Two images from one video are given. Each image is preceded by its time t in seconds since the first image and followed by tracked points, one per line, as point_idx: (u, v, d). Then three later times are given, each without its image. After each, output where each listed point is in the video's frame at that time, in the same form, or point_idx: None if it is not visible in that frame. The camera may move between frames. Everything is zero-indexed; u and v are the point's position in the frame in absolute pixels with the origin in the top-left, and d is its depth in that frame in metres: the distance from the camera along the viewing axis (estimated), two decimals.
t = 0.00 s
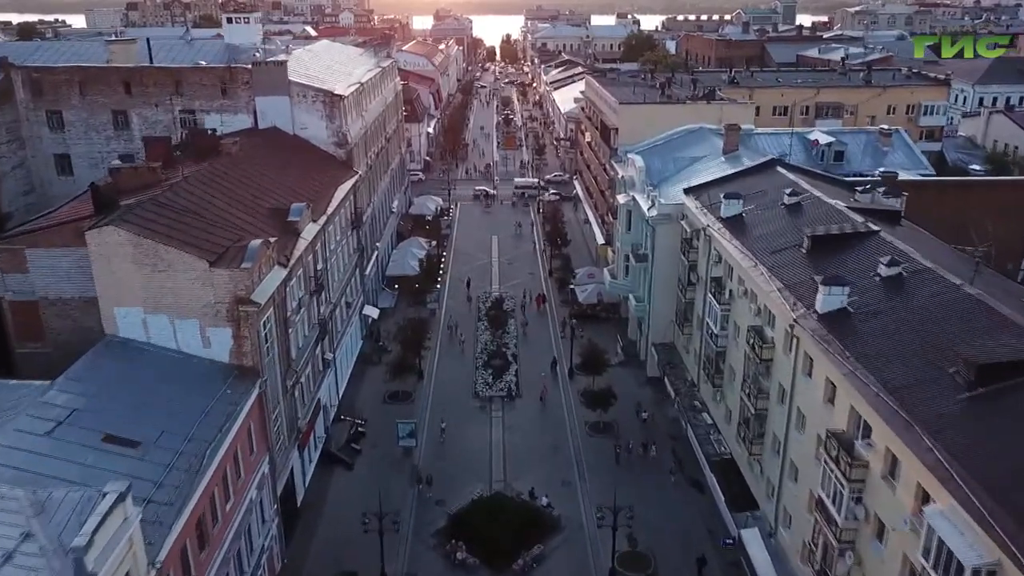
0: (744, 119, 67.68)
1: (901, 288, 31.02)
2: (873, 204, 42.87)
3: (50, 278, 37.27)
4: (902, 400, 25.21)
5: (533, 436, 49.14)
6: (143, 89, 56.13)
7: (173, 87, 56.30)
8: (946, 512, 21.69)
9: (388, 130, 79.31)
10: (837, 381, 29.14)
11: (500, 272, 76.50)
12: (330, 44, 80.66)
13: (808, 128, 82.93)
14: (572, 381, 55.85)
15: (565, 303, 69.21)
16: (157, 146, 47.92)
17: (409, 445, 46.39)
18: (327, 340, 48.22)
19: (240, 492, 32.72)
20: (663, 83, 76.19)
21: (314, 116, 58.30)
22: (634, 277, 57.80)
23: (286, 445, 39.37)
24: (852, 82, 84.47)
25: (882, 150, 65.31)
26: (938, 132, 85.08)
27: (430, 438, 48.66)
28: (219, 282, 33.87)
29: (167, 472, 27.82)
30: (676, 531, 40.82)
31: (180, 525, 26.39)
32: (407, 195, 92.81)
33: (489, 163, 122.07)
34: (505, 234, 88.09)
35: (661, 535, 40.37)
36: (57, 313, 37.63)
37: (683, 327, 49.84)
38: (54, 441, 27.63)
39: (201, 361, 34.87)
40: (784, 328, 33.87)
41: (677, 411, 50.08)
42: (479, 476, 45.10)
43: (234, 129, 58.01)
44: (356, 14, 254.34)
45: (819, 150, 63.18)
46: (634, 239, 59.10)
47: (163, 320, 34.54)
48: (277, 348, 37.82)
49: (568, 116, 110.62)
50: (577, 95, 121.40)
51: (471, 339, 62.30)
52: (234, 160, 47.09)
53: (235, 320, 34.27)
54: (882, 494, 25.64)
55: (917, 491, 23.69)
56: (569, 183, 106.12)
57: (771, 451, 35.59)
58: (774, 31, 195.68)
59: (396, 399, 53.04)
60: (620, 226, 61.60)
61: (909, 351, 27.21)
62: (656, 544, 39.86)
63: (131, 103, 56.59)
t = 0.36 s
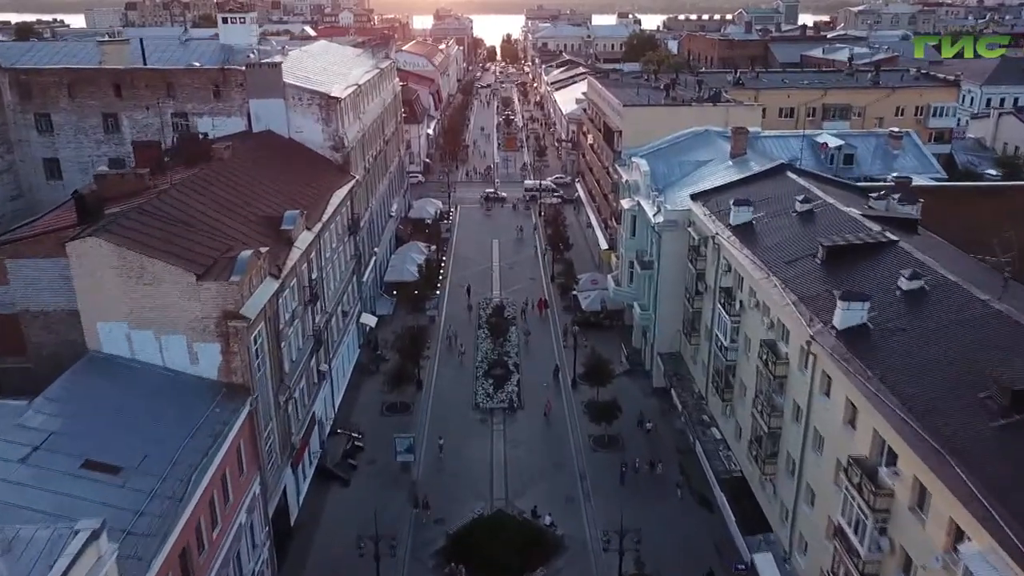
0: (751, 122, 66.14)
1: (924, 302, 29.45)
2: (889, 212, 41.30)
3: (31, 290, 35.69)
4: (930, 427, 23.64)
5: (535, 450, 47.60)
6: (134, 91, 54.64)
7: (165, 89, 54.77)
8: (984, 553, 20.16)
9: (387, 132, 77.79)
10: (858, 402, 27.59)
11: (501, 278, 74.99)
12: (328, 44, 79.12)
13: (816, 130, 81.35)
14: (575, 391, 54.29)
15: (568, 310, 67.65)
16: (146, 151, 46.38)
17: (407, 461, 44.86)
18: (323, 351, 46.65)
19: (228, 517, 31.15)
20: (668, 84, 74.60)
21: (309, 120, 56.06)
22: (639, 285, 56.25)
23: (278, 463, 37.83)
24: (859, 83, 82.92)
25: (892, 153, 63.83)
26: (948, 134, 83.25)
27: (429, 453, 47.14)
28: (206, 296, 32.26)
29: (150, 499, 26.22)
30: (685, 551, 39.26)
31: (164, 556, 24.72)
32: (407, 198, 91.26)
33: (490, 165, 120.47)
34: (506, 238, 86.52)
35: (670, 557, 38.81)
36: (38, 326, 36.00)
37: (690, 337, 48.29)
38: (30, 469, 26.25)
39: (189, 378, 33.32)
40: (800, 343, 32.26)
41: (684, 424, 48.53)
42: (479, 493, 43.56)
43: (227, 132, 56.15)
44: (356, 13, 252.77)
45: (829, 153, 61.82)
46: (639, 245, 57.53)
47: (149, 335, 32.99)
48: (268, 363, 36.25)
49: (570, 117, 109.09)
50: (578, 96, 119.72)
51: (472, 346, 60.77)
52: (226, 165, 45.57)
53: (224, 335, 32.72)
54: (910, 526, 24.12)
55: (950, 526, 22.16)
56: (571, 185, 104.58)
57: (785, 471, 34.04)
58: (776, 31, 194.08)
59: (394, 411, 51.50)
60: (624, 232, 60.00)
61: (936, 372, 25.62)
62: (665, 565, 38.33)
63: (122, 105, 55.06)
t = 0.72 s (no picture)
0: (758, 124, 64.49)
1: (950, 318, 27.77)
2: (906, 220, 39.61)
3: (10, 304, 34.04)
4: (964, 457, 21.99)
5: (538, 466, 45.98)
6: (124, 94, 53.05)
7: (156, 92, 53.16)
8: None
9: (385, 134, 76.21)
10: (882, 427, 25.98)
11: (502, 284, 73.35)
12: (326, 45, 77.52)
13: (823, 131, 79.67)
14: (578, 403, 52.64)
15: (570, 317, 65.98)
16: (135, 156, 44.80)
17: (404, 477, 43.22)
18: (317, 364, 45.01)
19: (214, 546, 29.52)
20: (672, 86, 72.96)
21: (305, 123, 54.40)
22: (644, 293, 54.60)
23: (270, 484, 36.21)
24: (867, 84, 81.19)
25: (903, 156, 62.16)
26: (958, 135, 81.00)
27: (427, 469, 45.53)
28: (192, 311, 30.63)
29: (127, 530, 24.59)
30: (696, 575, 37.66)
31: None
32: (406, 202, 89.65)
33: (491, 167, 118.74)
34: (507, 243, 84.88)
35: None
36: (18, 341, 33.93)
37: (698, 348, 46.65)
38: None
39: (174, 397, 31.69)
40: (817, 361, 30.62)
41: (692, 438, 46.88)
42: (480, 512, 41.97)
43: (218, 135, 54.10)
44: (355, 13, 251.26)
45: (837, 157, 60.16)
46: (644, 252, 55.87)
47: (132, 352, 31.35)
48: (259, 380, 34.62)
49: (571, 118, 107.41)
50: (580, 97, 118.06)
51: (472, 355, 59.12)
52: (217, 171, 43.98)
53: (211, 351, 31.07)
54: (942, 563, 22.54)
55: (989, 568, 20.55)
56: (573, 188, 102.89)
57: (801, 495, 32.44)
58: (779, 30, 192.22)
59: (391, 424, 49.89)
60: (628, 238, 58.34)
61: (968, 396, 23.96)
62: None
63: (111, 108, 53.42)
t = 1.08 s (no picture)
0: (766, 127, 62.83)
1: (980, 338, 26.15)
2: (925, 230, 37.94)
3: None
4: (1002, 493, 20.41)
5: (540, 484, 44.40)
6: (113, 97, 51.41)
7: (146, 95, 51.54)
8: None
9: (383, 137, 74.64)
10: (910, 455, 24.42)
11: (503, 290, 71.75)
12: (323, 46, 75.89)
13: (830, 134, 78.02)
14: (582, 416, 50.99)
15: (573, 325, 64.32)
16: (122, 162, 43.23)
17: (402, 496, 41.62)
18: (311, 378, 43.40)
19: None
20: (677, 88, 71.33)
21: (299, 127, 52.41)
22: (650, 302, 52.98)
23: (260, 507, 34.57)
24: (875, 86, 79.64)
25: (915, 161, 60.46)
26: (969, 139, 79.56)
27: (426, 486, 43.97)
28: (176, 329, 29.01)
29: (102, 568, 23.00)
30: None
31: None
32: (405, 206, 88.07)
33: (491, 169, 117.09)
34: (508, 248, 83.26)
35: None
36: None
37: (706, 361, 45.03)
38: None
39: (158, 420, 30.11)
40: (836, 381, 29.03)
41: (700, 454, 45.24)
42: (480, 533, 40.38)
43: (211, 140, 52.47)
44: (355, 12, 249.77)
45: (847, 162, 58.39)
46: (649, 259, 54.24)
47: (113, 372, 29.77)
48: (248, 399, 33.00)
49: (573, 120, 105.79)
50: (582, 99, 116.42)
51: (472, 365, 57.49)
52: (207, 178, 42.40)
53: (195, 371, 29.45)
54: None
55: None
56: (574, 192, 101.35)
57: (818, 522, 30.84)
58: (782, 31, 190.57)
59: (388, 438, 48.31)
60: (633, 245, 56.71)
61: (1003, 425, 22.37)
62: None
63: (100, 111, 51.77)
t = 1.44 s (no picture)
0: (774, 131, 61.18)
1: (1016, 361, 24.44)
2: (947, 240, 36.23)
3: None
4: None
5: (543, 502, 42.76)
6: (102, 100, 49.79)
7: (136, 98, 49.90)
8: None
9: (382, 140, 72.95)
10: (942, 488, 22.76)
11: (504, 297, 70.12)
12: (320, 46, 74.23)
13: (838, 137, 76.43)
14: (586, 430, 49.32)
15: (577, 333, 62.68)
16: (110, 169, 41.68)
17: (399, 516, 39.97)
18: (304, 392, 41.76)
19: None
20: (682, 90, 69.68)
21: (294, 131, 50.74)
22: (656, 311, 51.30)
23: (249, 532, 32.93)
24: (884, 88, 78.05)
25: (928, 165, 58.79)
26: (979, 141, 78.53)
27: (425, 506, 42.31)
28: (158, 348, 27.33)
29: None
30: None
31: None
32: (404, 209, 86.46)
33: (492, 171, 115.48)
34: (509, 252, 81.64)
35: None
36: None
37: (716, 375, 43.37)
38: None
39: (140, 444, 28.49)
40: (858, 404, 27.38)
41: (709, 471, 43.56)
42: (481, 555, 38.75)
43: (204, 145, 50.88)
44: (355, 12, 248.14)
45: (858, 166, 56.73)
46: (654, 267, 52.56)
47: (92, 395, 28.18)
48: (236, 420, 31.35)
49: (575, 122, 104.13)
50: (584, 100, 114.89)
51: (472, 376, 55.84)
52: (197, 185, 40.76)
53: (179, 393, 27.76)
54: None
55: None
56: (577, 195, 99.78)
57: (838, 552, 29.19)
58: (785, 31, 188.98)
59: (385, 454, 46.68)
60: (638, 252, 55.05)
61: None
62: None
63: (88, 115, 50.14)
